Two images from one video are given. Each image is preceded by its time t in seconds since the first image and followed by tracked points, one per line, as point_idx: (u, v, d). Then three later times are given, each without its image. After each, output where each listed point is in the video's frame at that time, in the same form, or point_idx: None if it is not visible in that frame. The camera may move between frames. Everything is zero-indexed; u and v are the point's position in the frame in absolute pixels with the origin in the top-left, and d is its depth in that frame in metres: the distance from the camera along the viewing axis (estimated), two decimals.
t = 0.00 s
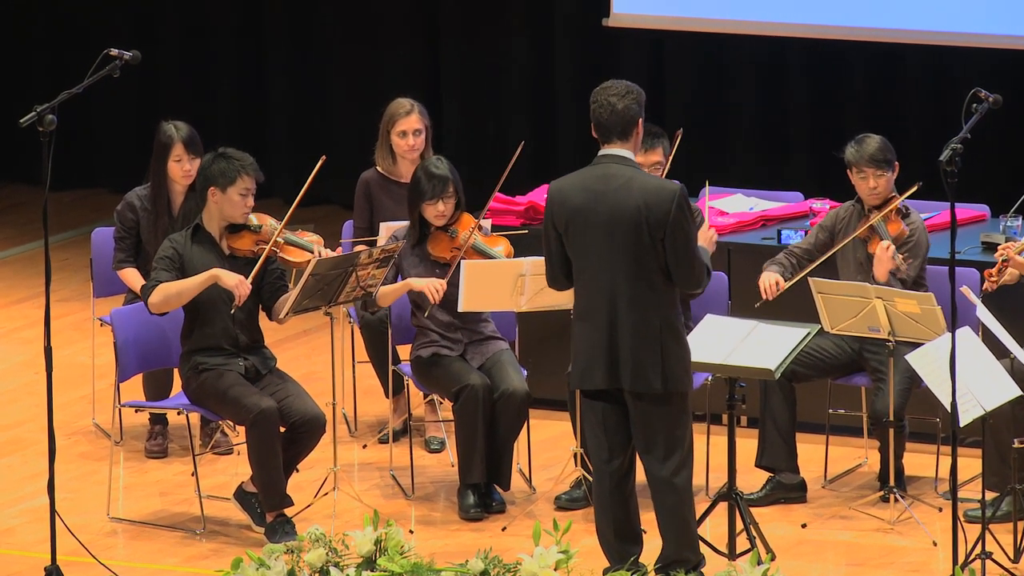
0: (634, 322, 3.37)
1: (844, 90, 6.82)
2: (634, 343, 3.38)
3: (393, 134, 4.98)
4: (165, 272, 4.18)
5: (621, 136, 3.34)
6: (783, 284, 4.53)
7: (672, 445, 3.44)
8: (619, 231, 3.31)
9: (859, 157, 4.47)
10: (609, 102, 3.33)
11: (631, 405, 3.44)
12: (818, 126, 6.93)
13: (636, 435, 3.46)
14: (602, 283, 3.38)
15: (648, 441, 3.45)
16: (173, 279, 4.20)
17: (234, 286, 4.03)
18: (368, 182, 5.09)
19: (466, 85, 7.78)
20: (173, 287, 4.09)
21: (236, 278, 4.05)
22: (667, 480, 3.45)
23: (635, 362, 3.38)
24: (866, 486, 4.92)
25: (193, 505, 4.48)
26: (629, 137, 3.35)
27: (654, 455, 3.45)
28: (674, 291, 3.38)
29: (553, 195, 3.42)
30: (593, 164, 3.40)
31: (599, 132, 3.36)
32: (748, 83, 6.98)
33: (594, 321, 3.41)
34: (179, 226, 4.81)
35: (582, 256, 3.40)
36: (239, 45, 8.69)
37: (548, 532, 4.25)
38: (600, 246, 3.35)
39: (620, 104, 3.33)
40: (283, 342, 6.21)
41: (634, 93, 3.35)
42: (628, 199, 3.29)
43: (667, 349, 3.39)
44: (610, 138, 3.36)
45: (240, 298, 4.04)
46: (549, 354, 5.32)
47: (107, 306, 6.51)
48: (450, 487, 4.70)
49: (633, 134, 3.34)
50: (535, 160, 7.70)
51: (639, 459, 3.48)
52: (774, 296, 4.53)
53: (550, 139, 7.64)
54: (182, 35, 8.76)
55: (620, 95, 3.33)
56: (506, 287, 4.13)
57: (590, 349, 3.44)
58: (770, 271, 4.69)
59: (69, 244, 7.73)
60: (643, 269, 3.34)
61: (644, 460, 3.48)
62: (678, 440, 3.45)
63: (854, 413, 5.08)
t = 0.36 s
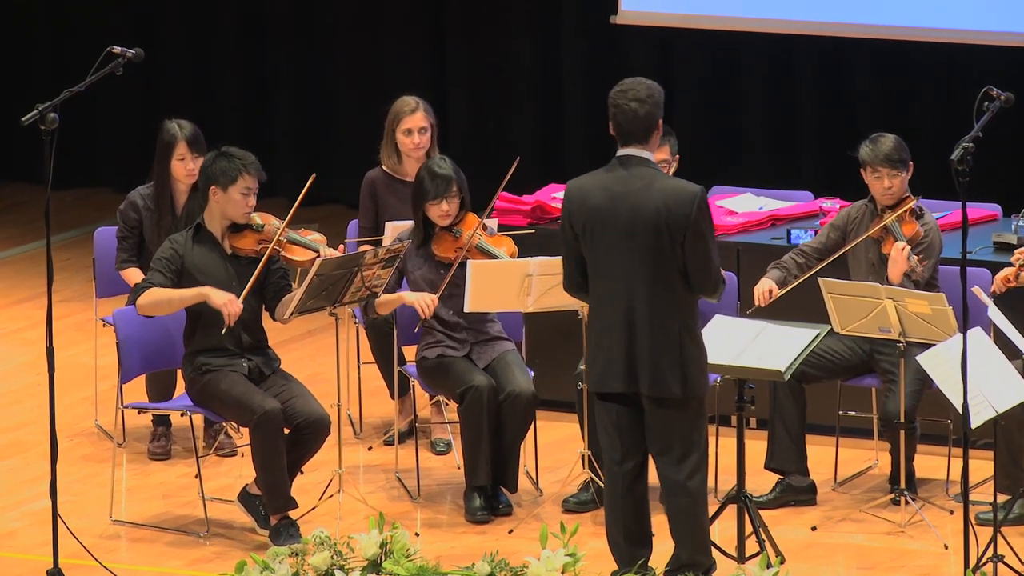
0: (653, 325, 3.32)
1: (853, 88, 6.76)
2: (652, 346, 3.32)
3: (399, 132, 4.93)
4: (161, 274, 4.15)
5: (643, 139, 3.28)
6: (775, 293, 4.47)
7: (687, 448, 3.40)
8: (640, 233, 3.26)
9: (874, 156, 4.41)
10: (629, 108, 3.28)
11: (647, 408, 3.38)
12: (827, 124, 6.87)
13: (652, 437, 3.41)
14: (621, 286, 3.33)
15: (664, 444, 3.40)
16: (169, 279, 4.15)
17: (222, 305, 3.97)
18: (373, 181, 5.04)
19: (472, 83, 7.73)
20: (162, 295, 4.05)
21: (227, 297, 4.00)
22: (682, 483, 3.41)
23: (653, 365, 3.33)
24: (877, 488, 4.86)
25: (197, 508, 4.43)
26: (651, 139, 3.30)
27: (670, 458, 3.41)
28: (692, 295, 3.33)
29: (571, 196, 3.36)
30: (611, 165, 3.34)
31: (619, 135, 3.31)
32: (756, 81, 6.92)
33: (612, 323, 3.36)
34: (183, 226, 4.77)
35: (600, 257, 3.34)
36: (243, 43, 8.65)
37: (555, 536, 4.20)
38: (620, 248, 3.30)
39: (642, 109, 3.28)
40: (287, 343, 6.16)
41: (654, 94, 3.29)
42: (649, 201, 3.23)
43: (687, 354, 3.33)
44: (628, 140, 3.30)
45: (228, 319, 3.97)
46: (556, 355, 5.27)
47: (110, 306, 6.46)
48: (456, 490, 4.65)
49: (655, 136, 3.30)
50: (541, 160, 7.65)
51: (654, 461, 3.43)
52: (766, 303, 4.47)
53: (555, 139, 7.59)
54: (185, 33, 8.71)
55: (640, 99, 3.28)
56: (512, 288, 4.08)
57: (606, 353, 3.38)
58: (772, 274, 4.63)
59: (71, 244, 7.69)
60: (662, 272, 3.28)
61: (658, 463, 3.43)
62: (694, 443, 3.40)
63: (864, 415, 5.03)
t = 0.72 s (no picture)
0: (682, 330, 3.26)
1: (863, 86, 6.70)
2: (681, 351, 3.27)
3: (404, 131, 4.87)
4: (161, 277, 4.09)
5: (677, 144, 3.21)
6: (794, 280, 4.38)
7: (709, 452, 3.36)
8: (674, 237, 3.19)
9: (887, 152, 4.35)
10: (664, 113, 3.19)
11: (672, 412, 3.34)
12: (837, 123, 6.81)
13: (675, 440, 3.38)
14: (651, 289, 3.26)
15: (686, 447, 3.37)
16: (169, 281, 4.10)
17: (208, 330, 3.94)
18: (379, 181, 5.00)
19: (479, 82, 7.68)
20: (157, 307, 3.98)
21: (214, 322, 3.97)
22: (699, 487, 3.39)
23: (682, 370, 3.28)
24: (889, 492, 4.80)
25: (201, 511, 4.38)
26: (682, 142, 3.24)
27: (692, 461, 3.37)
28: (720, 297, 3.29)
29: (600, 197, 3.28)
30: (641, 165, 3.27)
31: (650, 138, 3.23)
32: (765, 80, 6.86)
33: (640, 327, 3.29)
34: (187, 226, 4.73)
35: (630, 260, 3.27)
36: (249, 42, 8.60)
37: (563, 539, 4.15)
38: (651, 251, 3.23)
39: (677, 114, 3.20)
40: (292, 345, 6.12)
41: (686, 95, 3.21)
42: (683, 204, 3.17)
43: (718, 356, 3.28)
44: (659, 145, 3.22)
45: (215, 344, 3.94)
46: (563, 356, 5.21)
47: (113, 307, 6.43)
48: (463, 493, 4.60)
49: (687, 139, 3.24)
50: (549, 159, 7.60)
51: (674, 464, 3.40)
52: (784, 291, 4.38)
53: (564, 139, 7.54)
54: (190, 33, 8.67)
55: (673, 103, 3.19)
56: (520, 289, 4.03)
57: (633, 357, 3.32)
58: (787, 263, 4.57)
59: (74, 244, 7.65)
60: (695, 276, 3.23)
61: (678, 467, 3.40)
62: (716, 447, 3.37)
63: (876, 417, 4.96)
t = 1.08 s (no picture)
0: (705, 333, 3.32)
1: (871, 86, 6.65)
2: (704, 355, 3.33)
3: (405, 131, 4.83)
4: (158, 281, 4.04)
5: (707, 144, 3.25)
6: (817, 267, 4.38)
7: (726, 456, 3.43)
8: (701, 240, 3.25)
9: (889, 150, 4.29)
10: (695, 110, 3.25)
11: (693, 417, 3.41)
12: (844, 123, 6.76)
13: (691, 442, 3.45)
14: (676, 291, 3.31)
15: (703, 450, 3.44)
16: (167, 285, 4.06)
17: (197, 344, 3.90)
18: (381, 182, 4.96)
19: (483, 83, 7.63)
20: (152, 315, 3.94)
21: (203, 336, 3.92)
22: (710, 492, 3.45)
23: (704, 374, 3.34)
24: (897, 496, 4.75)
25: (201, 515, 4.34)
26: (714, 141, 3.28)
27: (706, 464, 3.44)
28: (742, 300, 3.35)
29: (626, 199, 3.33)
30: (668, 168, 3.31)
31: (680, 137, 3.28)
32: (772, 80, 6.80)
33: (664, 330, 3.35)
34: (187, 227, 4.69)
35: (655, 263, 3.33)
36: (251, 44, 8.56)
37: (567, 544, 4.10)
38: (678, 253, 3.28)
39: (708, 112, 3.25)
40: (294, 347, 6.07)
41: (718, 94, 3.26)
42: (710, 208, 3.23)
43: (739, 361, 3.34)
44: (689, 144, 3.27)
45: (204, 357, 3.90)
46: (567, 359, 5.16)
47: (113, 309, 6.38)
48: (467, 497, 4.55)
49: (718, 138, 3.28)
50: (553, 161, 7.55)
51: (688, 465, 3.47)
52: (807, 277, 4.36)
53: (568, 140, 7.49)
54: (192, 34, 8.63)
55: (705, 101, 3.25)
56: (523, 291, 3.98)
57: (656, 359, 3.39)
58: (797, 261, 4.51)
59: (74, 246, 7.60)
60: (719, 279, 3.29)
61: (692, 470, 3.47)
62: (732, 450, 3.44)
63: (883, 421, 4.91)
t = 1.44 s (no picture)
0: (723, 337, 3.28)
1: (880, 86, 6.59)
2: (720, 360, 3.29)
3: (409, 132, 4.79)
4: (160, 283, 4.01)
5: (736, 142, 3.24)
6: (842, 259, 4.37)
7: (739, 461, 3.39)
8: (722, 243, 3.21)
9: (896, 149, 4.25)
10: (725, 100, 3.22)
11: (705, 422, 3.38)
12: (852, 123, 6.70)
13: (704, 447, 3.41)
14: (694, 294, 3.27)
15: (715, 454, 3.40)
16: (169, 287, 4.02)
17: (190, 351, 3.88)
18: (385, 182, 4.91)
19: (489, 82, 7.58)
20: (151, 318, 3.93)
21: (197, 343, 3.90)
22: (721, 499, 3.41)
23: (721, 379, 3.30)
24: (906, 500, 4.69)
25: (204, 519, 4.29)
26: (735, 142, 3.24)
27: (718, 470, 3.40)
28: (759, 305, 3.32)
29: (648, 199, 3.28)
30: (690, 169, 3.27)
31: (704, 128, 3.25)
32: (779, 80, 6.75)
33: (680, 335, 3.31)
34: (188, 228, 4.65)
35: (674, 265, 3.28)
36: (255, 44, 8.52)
37: (573, 549, 4.05)
38: (698, 256, 3.24)
39: (736, 106, 3.22)
40: (296, 350, 6.02)
41: (752, 100, 3.24)
42: (732, 211, 3.19)
43: (756, 366, 3.31)
44: (716, 140, 3.24)
45: (197, 364, 3.87)
46: (573, 362, 5.11)
47: (114, 311, 6.34)
48: (472, 501, 4.50)
49: (739, 141, 3.24)
50: (559, 160, 7.49)
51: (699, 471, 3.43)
52: (832, 270, 4.36)
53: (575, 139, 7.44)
54: (196, 35, 8.59)
55: (737, 97, 3.23)
56: (528, 293, 3.94)
57: (671, 362, 3.34)
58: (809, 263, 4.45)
59: (75, 247, 7.56)
60: (739, 283, 3.25)
61: (704, 477, 3.42)
62: (745, 456, 3.40)
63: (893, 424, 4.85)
